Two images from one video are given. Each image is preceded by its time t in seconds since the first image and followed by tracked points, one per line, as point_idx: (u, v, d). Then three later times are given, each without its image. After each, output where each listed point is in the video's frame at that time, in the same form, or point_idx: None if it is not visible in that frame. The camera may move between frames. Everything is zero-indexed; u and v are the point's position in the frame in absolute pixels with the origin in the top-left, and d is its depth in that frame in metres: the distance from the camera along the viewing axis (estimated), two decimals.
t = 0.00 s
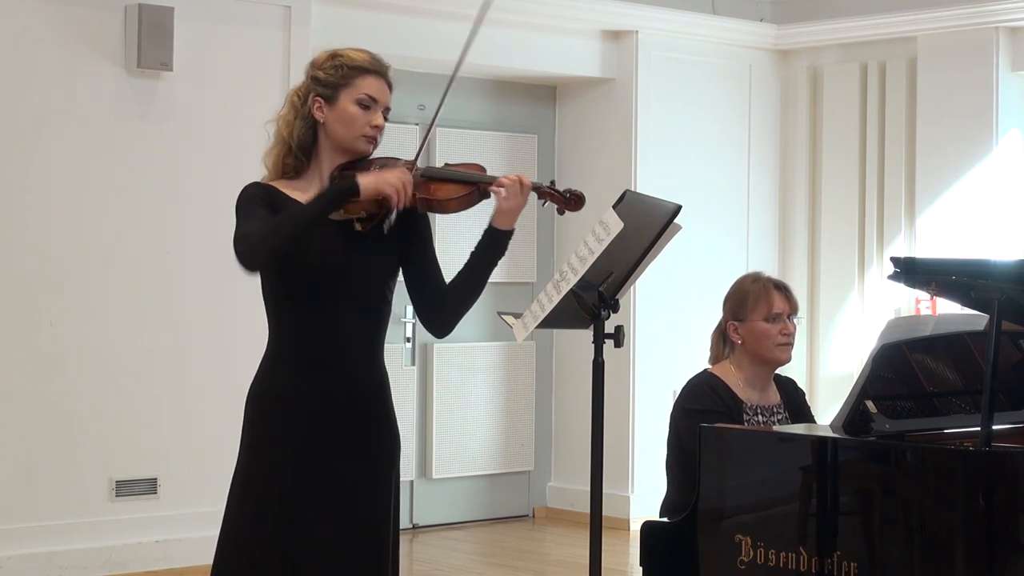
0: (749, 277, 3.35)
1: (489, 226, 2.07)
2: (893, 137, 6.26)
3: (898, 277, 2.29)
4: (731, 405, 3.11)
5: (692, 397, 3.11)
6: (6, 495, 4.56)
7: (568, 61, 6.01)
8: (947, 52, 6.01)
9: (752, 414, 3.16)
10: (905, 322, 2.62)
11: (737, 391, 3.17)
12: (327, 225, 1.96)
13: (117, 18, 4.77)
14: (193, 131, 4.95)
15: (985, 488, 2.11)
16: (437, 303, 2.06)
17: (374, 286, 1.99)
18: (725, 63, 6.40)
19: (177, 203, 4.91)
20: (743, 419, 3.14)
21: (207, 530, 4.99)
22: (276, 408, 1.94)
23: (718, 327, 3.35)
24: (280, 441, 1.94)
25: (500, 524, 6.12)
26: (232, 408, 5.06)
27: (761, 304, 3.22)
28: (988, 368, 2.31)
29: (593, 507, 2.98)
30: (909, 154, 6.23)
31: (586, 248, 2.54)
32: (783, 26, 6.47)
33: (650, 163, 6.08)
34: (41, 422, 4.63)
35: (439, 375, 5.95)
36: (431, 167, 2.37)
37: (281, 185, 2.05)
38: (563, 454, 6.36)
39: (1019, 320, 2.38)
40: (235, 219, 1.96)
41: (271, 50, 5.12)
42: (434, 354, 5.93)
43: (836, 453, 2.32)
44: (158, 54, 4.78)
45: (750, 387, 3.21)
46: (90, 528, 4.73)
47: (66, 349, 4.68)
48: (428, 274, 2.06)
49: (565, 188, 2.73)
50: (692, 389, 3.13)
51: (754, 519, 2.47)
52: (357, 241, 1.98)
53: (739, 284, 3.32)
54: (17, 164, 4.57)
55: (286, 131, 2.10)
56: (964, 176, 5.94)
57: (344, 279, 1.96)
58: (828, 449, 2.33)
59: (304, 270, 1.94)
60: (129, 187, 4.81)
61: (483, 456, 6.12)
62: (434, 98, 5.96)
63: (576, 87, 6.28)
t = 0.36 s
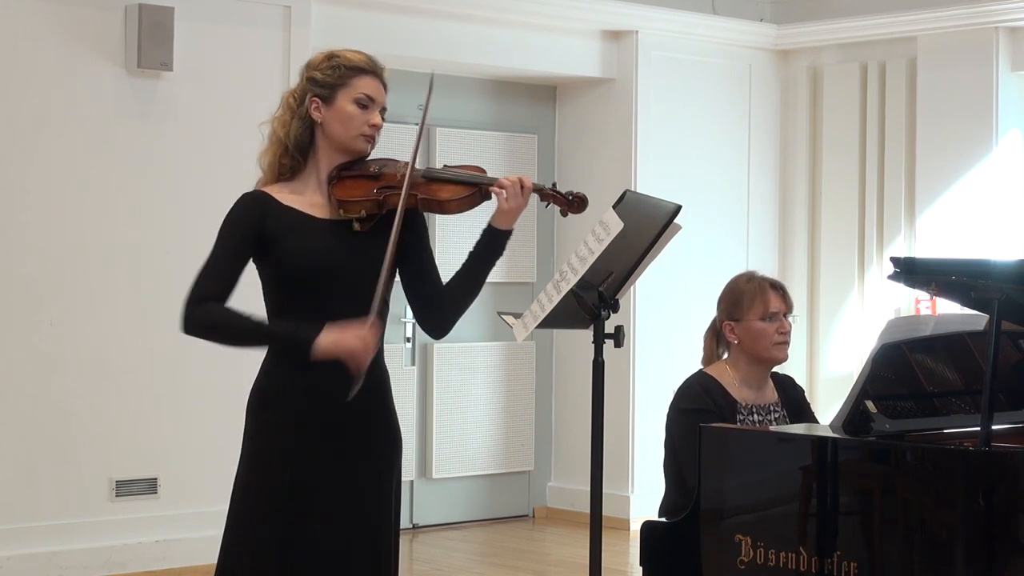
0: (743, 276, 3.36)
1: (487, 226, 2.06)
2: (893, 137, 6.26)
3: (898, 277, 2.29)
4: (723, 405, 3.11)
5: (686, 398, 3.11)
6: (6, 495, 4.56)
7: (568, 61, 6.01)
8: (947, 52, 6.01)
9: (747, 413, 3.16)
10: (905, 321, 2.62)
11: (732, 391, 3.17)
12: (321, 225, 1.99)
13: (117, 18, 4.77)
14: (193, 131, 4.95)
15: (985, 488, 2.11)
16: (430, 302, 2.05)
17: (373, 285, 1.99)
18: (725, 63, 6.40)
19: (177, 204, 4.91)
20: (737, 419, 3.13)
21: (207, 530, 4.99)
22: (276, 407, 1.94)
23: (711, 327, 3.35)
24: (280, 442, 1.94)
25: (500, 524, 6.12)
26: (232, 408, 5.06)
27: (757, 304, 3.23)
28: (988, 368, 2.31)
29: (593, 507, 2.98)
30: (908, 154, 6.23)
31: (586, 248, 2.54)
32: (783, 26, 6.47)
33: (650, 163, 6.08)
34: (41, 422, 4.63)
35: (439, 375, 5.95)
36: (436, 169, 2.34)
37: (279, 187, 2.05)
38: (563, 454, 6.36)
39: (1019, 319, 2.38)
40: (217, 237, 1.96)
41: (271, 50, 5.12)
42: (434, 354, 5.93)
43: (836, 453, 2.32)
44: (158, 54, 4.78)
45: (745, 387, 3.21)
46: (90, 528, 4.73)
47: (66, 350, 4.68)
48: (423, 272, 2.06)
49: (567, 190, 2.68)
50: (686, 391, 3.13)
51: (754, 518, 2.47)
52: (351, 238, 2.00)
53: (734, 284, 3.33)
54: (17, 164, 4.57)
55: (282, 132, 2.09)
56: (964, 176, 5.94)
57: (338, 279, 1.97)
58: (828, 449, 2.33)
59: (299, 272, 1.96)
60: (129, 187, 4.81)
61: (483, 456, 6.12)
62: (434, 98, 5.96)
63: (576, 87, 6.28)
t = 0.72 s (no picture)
0: (744, 276, 3.35)
1: (487, 227, 2.09)
2: (894, 137, 6.26)
3: (898, 277, 2.29)
4: (729, 406, 3.11)
5: (688, 399, 3.12)
6: (6, 495, 4.56)
7: (568, 61, 6.01)
8: (946, 52, 6.01)
9: (750, 414, 3.16)
10: (905, 322, 2.62)
11: (733, 392, 3.17)
12: (325, 224, 2.01)
13: (117, 18, 4.77)
14: (193, 131, 4.95)
15: (985, 488, 2.11)
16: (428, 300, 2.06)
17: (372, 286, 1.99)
18: (725, 63, 6.40)
19: (177, 204, 4.92)
20: (741, 419, 3.13)
21: (207, 530, 4.99)
22: (275, 407, 1.94)
23: (711, 326, 3.35)
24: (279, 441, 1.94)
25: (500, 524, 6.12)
26: (231, 408, 5.06)
27: (757, 305, 3.22)
28: (988, 367, 2.31)
29: (592, 507, 2.98)
30: (908, 154, 6.23)
31: (586, 248, 2.54)
32: (783, 26, 6.47)
33: (650, 163, 6.08)
34: (41, 422, 4.63)
35: (439, 375, 5.95)
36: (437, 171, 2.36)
37: (285, 185, 2.05)
38: (563, 453, 6.36)
39: (1019, 320, 2.39)
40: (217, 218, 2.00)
41: (271, 50, 5.12)
42: (434, 354, 5.92)
43: (836, 453, 2.32)
44: (158, 54, 4.78)
45: (746, 387, 3.21)
46: (90, 528, 4.73)
47: (66, 349, 4.68)
48: (423, 272, 2.05)
49: (569, 197, 2.71)
50: (688, 392, 3.13)
51: (754, 518, 2.47)
52: (354, 239, 2.02)
53: (735, 284, 3.32)
54: (17, 164, 4.57)
55: (291, 131, 2.09)
56: (964, 176, 5.94)
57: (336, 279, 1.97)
58: (828, 450, 2.33)
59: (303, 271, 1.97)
60: (129, 187, 4.81)
61: (483, 455, 6.12)
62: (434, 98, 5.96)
63: (576, 87, 6.28)
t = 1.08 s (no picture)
0: (740, 277, 3.35)
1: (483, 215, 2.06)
2: (894, 137, 6.26)
3: (898, 277, 2.29)
4: (725, 405, 3.11)
5: (685, 400, 3.12)
6: (6, 495, 4.57)
7: (568, 61, 6.01)
8: (946, 52, 6.01)
9: (746, 415, 3.16)
10: (905, 322, 2.62)
11: (729, 392, 3.17)
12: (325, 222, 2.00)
13: (117, 18, 4.77)
14: (192, 131, 4.95)
15: (985, 488, 2.11)
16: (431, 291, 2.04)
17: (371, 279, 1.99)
18: (725, 63, 6.40)
19: (178, 204, 4.92)
20: (738, 420, 3.13)
21: (206, 530, 4.99)
22: (278, 406, 1.94)
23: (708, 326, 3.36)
24: (278, 440, 1.94)
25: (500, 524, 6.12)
26: (231, 408, 5.06)
27: (750, 307, 3.22)
28: (988, 367, 2.31)
29: (592, 507, 2.98)
30: (909, 154, 6.23)
31: (586, 248, 2.54)
32: (783, 26, 6.47)
33: (650, 163, 6.08)
34: (41, 422, 4.63)
35: (439, 375, 5.95)
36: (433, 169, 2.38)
37: (280, 185, 2.06)
38: (563, 453, 6.36)
39: (1019, 320, 2.39)
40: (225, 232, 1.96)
41: (271, 50, 5.12)
42: (434, 354, 5.93)
43: (836, 454, 2.32)
44: (158, 54, 4.78)
45: (743, 389, 3.22)
46: (90, 528, 4.73)
47: (66, 349, 4.68)
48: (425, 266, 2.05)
49: (567, 185, 2.76)
50: (685, 393, 3.14)
51: (754, 518, 2.47)
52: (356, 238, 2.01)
53: (731, 285, 3.32)
54: (17, 164, 4.57)
55: (286, 131, 2.10)
56: (964, 176, 5.94)
57: (334, 279, 1.96)
58: (828, 450, 2.33)
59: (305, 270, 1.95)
60: (129, 187, 4.81)
61: (484, 456, 6.12)
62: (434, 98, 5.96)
63: (576, 87, 6.28)
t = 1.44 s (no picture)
0: (737, 277, 3.34)
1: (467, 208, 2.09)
2: (894, 136, 6.26)
3: (898, 277, 2.29)
4: (717, 408, 3.11)
5: (681, 400, 3.12)
6: (6, 495, 4.57)
7: (568, 61, 6.01)
8: (946, 52, 6.01)
9: (741, 415, 3.16)
10: (905, 322, 2.62)
11: (725, 393, 3.17)
12: (318, 221, 1.99)
13: (117, 18, 4.77)
14: (192, 131, 4.95)
15: (985, 488, 2.11)
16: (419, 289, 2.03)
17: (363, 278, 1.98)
18: (725, 63, 6.40)
19: (178, 204, 4.92)
20: (732, 421, 3.13)
21: (206, 530, 5.00)
22: (277, 405, 1.94)
23: (704, 327, 3.35)
24: (276, 439, 1.94)
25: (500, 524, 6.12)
26: (231, 408, 5.06)
27: (748, 305, 3.22)
28: (988, 368, 2.31)
29: (592, 507, 2.98)
30: (908, 154, 6.23)
31: (586, 248, 2.55)
32: (783, 26, 6.47)
33: (650, 163, 6.08)
34: (41, 422, 4.63)
35: (439, 375, 5.95)
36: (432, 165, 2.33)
37: (275, 184, 2.05)
38: (563, 454, 6.36)
39: (1019, 320, 2.39)
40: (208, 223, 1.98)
41: (271, 50, 5.12)
42: (434, 354, 5.93)
43: (836, 454, 2.32)
44: (158, 54, 4.78)
45: (739, 389, 3.21)
46: (90, 528, 4.73)
47: (66, 349, 4.68)
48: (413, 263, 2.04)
49: (564, 182, 2.72)
50: (680, 394, 3.13)
51: (755, 518, 2.47)
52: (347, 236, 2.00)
53: (727, 285, 3.31)
54: (17, 164, 4.57)
55: (280, 131, 2.09)
56: (963, 176, 5.94)
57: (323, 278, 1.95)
58: (828, 449, 2.33)
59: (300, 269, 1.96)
60: (129, 187, 4.81)
61: (484, 456, 6.12)
62: (434, 98, 5.96)
63: (576, 87, 6.28)
